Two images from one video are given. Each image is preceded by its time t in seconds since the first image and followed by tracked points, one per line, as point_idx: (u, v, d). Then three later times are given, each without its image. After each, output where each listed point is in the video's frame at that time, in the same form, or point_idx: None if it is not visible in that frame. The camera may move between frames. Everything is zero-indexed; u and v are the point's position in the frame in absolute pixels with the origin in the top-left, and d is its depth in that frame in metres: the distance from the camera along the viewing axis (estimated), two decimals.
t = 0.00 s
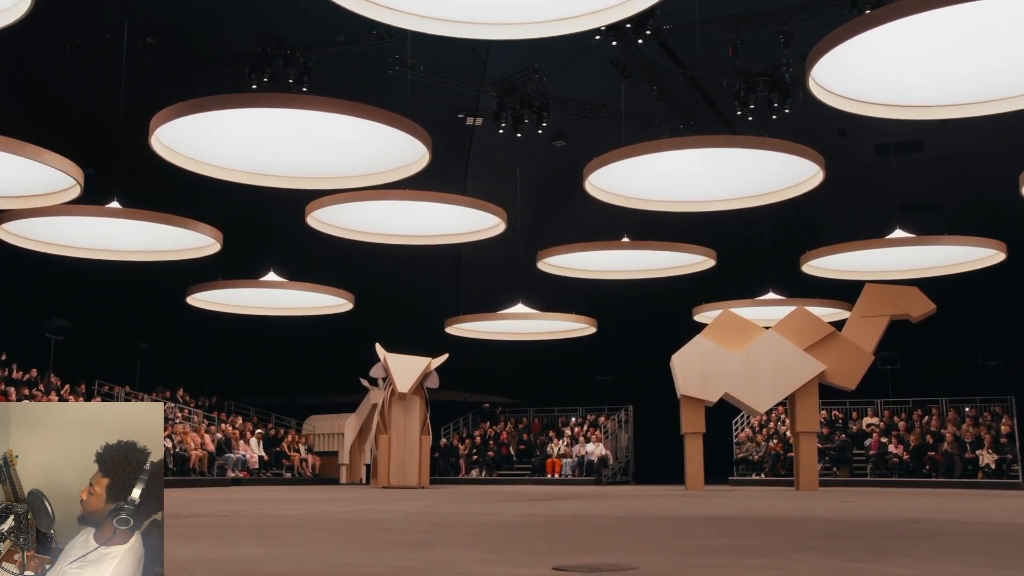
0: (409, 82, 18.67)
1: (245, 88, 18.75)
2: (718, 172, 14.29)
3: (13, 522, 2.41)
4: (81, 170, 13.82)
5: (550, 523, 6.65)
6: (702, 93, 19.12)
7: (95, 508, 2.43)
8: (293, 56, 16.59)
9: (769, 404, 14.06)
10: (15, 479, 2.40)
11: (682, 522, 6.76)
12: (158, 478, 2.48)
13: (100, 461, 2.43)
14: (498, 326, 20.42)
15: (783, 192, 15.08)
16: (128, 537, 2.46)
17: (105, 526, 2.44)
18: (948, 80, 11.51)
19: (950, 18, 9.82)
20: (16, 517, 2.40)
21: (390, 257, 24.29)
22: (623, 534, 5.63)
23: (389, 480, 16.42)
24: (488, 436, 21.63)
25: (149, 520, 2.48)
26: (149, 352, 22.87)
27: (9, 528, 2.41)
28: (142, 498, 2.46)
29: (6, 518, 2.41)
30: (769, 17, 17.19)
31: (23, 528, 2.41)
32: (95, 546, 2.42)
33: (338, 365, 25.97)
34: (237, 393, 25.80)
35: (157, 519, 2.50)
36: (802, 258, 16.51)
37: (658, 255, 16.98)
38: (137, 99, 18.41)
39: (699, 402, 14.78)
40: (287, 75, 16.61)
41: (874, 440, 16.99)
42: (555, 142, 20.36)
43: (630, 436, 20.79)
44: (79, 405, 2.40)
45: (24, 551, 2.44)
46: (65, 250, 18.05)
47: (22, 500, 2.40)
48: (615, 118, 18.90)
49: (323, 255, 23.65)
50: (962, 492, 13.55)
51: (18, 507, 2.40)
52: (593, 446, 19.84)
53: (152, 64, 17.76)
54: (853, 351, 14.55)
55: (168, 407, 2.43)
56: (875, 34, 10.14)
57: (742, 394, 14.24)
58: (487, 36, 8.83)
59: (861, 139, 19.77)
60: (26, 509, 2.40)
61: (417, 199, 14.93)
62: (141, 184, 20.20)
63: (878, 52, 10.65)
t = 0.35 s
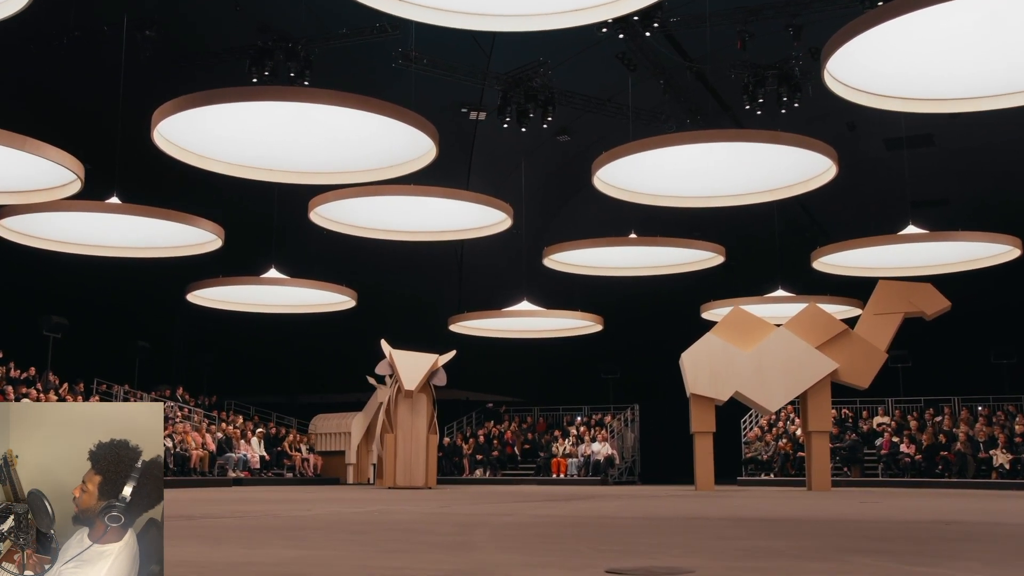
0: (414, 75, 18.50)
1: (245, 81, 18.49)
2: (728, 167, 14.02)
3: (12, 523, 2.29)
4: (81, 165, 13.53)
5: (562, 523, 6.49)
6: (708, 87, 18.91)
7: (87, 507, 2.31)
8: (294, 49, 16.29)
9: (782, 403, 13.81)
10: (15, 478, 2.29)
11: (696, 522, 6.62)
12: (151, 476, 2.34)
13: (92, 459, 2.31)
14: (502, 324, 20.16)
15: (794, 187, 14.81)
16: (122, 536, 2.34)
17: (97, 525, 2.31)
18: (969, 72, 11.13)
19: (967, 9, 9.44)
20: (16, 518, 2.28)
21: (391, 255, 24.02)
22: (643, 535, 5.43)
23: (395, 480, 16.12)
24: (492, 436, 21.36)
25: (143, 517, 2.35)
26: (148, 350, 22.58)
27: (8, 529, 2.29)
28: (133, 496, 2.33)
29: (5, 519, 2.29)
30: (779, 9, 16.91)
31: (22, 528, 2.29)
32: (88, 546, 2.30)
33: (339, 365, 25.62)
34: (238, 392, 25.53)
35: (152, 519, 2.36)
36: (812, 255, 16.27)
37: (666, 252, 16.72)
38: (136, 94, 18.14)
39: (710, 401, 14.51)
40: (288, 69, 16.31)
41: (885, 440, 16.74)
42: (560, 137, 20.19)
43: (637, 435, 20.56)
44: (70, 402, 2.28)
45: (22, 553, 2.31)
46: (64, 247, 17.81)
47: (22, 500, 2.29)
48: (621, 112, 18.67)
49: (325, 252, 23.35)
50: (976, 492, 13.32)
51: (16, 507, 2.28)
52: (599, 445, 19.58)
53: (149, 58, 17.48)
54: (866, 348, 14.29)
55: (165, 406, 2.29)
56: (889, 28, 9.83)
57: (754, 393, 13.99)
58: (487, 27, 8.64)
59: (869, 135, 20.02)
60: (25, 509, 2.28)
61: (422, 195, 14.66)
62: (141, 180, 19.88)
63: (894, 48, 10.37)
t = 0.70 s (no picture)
0: (417, 70, 18.27)
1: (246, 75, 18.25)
2: (737, 163, 13.82)
3: (12, 523, 2.34)
4: (83, 160, 13.22)
5: (566, 522, 6.40)
6: (714, 81, 18.68)
7: (85, 506, 2.36)
8: (296, 43, 16.02)
9: (791, 402, 13.57)
10: (15, 478, 2.32)
11: (702, 520, 6.54)
12: (147, 471, 2.40)
13: (88, 458, 2.36)
14: (507, 321, 19.94)
15: (804, 183, 14.60)
16: (123, 531, 2.41)
17: (97, 523, 2.37)
18: (991, 64, 10.80)
19: None
20: (17, 517, 2.33)
21: (394, 252, 23.80)
22: (657, 535, 5.30)
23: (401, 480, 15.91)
24: (496, 436, 21.14)
25: (141, 512, 2.42)
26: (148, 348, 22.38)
27: (9, 528, 2.34)
28: (130, 491, 2.39)
29: (5, 519, 2.34)
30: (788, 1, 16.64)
31: (23, 528, 2.34)
32: (91, 543, 2.36)
33: (341, 363, 25.40)
34: (239, 391, 25.33)
35: (152, 517, 2.43)
36: (821, 252, 16.05)
37: (673, 249, 16.54)
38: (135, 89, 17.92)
39: (718, 400, 14.29)
40: (290, 62, 16.05)
41: (895, 438, 16.51)
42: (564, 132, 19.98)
43: (642, 434, 20.37)
44: (65, 403, 2.31)
45: (23, 551, 2.36)
46: (61, 243, 17.59)
47: (22, 499, 2.33)
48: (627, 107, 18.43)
49: (326, 249, 23.12)
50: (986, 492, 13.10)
51: (17, 507, 2.33)
52: (604, 444, 19.37)
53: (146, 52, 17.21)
54: (877, 347, 14.04)
55: (164, 407, 2.34)
56: (908, 19, 9.54)
57: (763, 392, 13.77)
58: (488, 18, 8.48)
59: (875, 131, 19.76)
60: (25, 509, 2.33)
61: (425, 191, 14.42)
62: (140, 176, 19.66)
63: (904, 44, 10.17)
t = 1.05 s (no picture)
0: (419, 63, 18.01)
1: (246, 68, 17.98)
2: (746, 158, 13.58)
3: (12, 523, 2.24)
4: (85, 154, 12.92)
5: (580, 523, 6.18)
6: (721, 74, 18.42)
7: (84, 505, 2.26)
8: (296, 36, 15.74)
9: (802, 401, 13.33)
10: (15, 479, 2.21)
11: (716, 521, 6.37)
12: (145, 469, 2.27)
13: (88, 456, 2.25)
14: (511, 319, 19.70)
15: (814, 178, 14.34)
16: (123, 531, 2.29)
17: (97, 522, 2.26)
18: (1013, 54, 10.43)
19: None
20: (16, 517, 2.23)
21: (396, 248, 23.57)
22: (677, 537, 5.10)
23: (407, 480, 15.62)
24: (501, 435, 20.90)
25: (141, 511, 2.30)
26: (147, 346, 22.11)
27: (9, 529, 2.24)
28: (129, 490, 2.27)
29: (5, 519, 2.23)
30: None
31: (23, 528, 2.24)
32: (89, 543, 2.25)
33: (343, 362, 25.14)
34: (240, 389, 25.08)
35: (151, 517, 2.30)
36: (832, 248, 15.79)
37: (680, 245, 16.30)
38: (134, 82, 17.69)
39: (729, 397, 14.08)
40: (291, 55, 15.74)
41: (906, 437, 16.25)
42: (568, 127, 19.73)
43: (648, 433, 20.14)
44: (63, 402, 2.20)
45: (23, 551, 2.27)
46: (62, 239, 17.31)
47: (22, 499, 2.22)
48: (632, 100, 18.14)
49: (327, 246, 22.88)
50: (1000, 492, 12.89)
51: (16, 507, 2.22)
52: (610, 443, 19.15)
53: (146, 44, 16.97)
54: (892, 346, 13.72)
55: (163, 407, 2.20)
56: (927, 9, 9.20)
57: (774, 390, 13.53)
58: (495, 11, 8.24)
59: (885, 124, 19.60)
60: (24, 509, 2.23)
61: (430, 185, 14.15)
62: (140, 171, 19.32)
63: (922, 35, 9.82)
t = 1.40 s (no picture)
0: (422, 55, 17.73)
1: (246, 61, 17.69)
2: (758, 151, 13.31)
3: (10, 524, 2.05)
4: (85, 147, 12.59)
5: (598, 523, 5.93)
6: (727, 68, 18.16)
7: (82, 506, 2.07)
8: (296, 27, 15.44)
9: (812, 399, 13.09)
10: (14, 478, 2.02)
11: (738, 522, 6.12)
12: (142, 467, 2.09)
13: (83, 457, 2.07)
14: (515, 316, 19.46)
15: (828, 171, 14.08)
16: (122, 533, 2.11)
17: (98, 524, 2.08)
18: None
19: None
20: (15, 519, 2.04)
21: (398, 244, 23.32)
22: (703, 539, 4.86)
23: (412, 479, 15.34)
24: (504, 433, 20.67)
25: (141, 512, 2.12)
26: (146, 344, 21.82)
27: (6, 531, 2.06)
28: (128, 489, 2.09)
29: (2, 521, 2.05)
30: None
31: (22, 528, 2.06)
32: (87, 546, 2.07)
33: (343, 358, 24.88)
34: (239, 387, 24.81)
35: (152, 518, 2.13)
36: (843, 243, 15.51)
37: (688, 240, 16.03)
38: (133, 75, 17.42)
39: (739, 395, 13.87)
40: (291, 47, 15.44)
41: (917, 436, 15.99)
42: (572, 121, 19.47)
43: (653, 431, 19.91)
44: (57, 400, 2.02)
45: (21, 554, 2.09)
46: (60, 235, 17.02)
47: (21, 500, 2.04)
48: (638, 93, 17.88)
49: (328, 242, 22.61)
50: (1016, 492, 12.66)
51: (15, 508, 2.04)
52: (615, 442, 18.92)
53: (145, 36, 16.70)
54: (905, 343, 13.49)
55: (164, 405, 2.02)
56: None
57: (784, 388, 13.31)
58: None
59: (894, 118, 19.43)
60: (24, 510, 2.04)
61: (436, 180, 13.88)
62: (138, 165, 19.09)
63: (942, 26, 9.49)
